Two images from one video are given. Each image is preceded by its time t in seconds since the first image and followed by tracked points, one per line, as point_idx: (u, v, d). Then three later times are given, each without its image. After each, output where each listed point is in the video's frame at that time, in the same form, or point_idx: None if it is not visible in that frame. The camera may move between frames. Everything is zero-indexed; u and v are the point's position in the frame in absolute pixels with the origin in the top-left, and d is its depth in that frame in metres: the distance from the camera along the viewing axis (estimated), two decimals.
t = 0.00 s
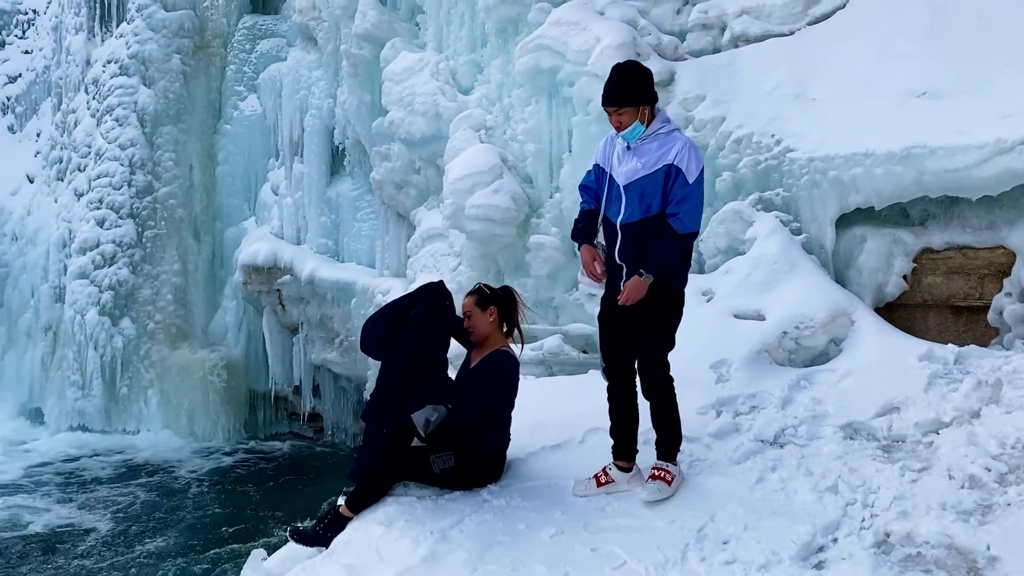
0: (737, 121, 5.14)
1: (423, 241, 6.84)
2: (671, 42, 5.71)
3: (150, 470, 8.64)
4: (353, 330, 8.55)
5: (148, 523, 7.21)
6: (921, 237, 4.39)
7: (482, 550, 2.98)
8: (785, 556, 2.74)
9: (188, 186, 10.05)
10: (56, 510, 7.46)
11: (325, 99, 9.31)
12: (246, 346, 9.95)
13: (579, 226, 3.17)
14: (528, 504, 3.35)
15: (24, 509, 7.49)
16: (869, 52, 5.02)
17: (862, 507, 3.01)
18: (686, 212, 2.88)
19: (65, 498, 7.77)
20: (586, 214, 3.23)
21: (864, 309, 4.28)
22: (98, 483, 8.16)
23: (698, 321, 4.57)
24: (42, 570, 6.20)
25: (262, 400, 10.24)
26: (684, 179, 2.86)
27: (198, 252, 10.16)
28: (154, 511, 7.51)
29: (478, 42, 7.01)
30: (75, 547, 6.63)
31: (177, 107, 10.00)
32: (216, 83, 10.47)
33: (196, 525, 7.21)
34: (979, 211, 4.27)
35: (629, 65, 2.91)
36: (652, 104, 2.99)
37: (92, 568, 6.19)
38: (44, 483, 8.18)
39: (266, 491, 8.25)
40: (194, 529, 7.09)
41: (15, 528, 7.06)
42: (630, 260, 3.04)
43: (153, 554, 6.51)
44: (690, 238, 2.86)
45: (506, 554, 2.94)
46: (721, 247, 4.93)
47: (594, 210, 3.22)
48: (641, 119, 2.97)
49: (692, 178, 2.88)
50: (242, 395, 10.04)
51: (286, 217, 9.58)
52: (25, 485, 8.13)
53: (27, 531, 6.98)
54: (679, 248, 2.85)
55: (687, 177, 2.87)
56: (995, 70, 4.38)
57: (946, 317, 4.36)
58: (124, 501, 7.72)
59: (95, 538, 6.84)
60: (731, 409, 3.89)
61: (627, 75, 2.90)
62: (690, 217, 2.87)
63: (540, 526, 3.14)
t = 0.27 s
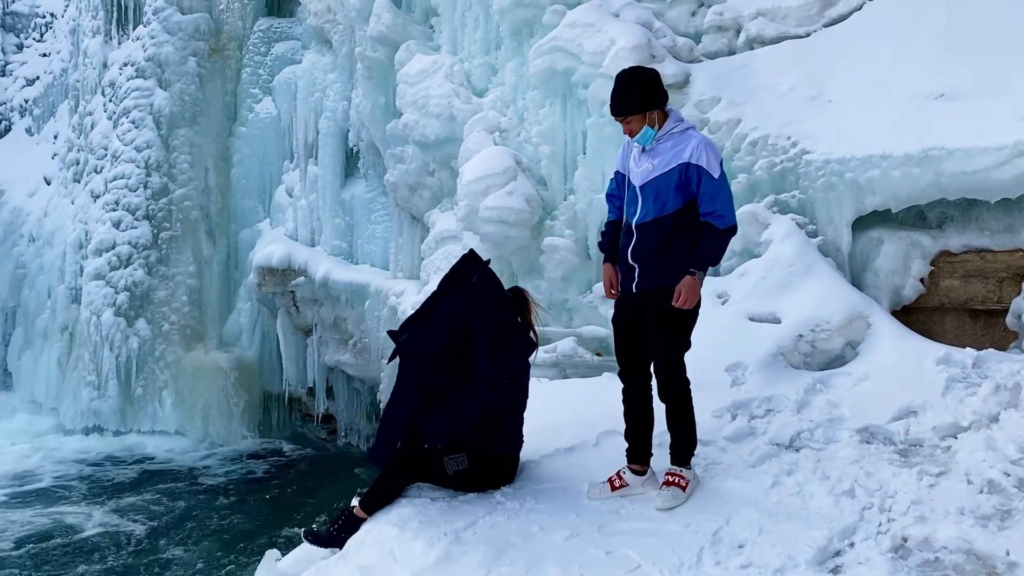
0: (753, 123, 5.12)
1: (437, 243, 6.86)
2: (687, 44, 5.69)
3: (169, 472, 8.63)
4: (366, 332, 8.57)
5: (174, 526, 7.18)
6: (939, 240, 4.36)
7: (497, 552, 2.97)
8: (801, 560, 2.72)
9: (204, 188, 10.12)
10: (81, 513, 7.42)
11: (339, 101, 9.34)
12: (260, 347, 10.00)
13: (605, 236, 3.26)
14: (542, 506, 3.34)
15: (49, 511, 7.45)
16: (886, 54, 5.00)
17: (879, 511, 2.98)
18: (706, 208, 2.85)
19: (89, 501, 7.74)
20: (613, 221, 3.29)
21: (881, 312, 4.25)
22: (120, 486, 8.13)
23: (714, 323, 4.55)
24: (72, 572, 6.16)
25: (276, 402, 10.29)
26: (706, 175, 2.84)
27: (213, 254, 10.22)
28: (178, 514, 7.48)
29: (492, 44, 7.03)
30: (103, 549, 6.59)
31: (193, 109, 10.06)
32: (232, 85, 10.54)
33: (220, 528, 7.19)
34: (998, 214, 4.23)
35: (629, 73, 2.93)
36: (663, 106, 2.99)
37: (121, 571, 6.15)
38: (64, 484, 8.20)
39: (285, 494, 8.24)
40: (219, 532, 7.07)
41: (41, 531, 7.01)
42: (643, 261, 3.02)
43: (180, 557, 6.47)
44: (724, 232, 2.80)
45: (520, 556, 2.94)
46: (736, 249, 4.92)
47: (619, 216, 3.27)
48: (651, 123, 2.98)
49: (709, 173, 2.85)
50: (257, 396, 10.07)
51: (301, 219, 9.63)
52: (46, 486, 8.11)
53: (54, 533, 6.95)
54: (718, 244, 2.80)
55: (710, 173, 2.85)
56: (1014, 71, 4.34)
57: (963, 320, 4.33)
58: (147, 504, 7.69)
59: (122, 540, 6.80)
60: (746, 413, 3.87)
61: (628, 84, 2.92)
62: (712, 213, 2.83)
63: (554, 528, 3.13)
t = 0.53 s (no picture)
0: (766, 125, 5.10)
1: (448, 245, 6.88)
2: (699, 46, 5.68)
3: (185, 474, 8.68)
4: (378, 334, 8.59)
5: (191, 529, 7.20)
6: (953, 242, 4.33)
7: (508, 554, 2.98)
8: (815, 564, 2.71)
9: (217, 191, 10.16)
10: (100, 516, 7.45)
11: (352, 104, 9.37)
12: (273, 349, 10.03)
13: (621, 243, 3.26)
14: (554, 509, 3.34)
15: (69, 514, 7.49)
16: (900, 56, 4.98)
17: (893, 515, 2.97)
18: (721, 208, 2.87)
19: (108, 503, 7.77)
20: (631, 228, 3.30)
21: (895, 315, 4.22)
22: (139, 489, 8.16)
23: (726, 326, 4.55)
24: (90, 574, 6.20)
25: (289, 402, 10.36)
26: (720, 177, 2.85)
27: (226, 256, 10.26)
28: (196, 518, 7.50)
29: (505, 47, 7.04)
30: (121, 552, 6.62)
31: (207, 112, 10.11)
32: (245, 88, 10.59)
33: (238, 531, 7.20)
34: (1014, 216, 4.20)
35: (629, 84, 2.93)
36: (668, 110, 2.99)
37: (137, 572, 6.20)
38: (80, 484, 8.27)
39: (301, 496, 8.26)
40: (236, 535, 7.09)
41: (61, 533, 7.06)
42: (654, 263, 3.00)
43: (198, 560, 6.50)
44: (745, 232, 2.85)
45: (532, 558, 2.94)
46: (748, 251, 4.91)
47: (636, 223, 3.28)
48: (654, 129, 2.99)
49: (721, 172, 2.85)
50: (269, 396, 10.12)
51: (313, 221, 9.66)
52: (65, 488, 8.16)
53: (73, 535, 6.99)
54: (738, 242, 2.86)
55: (723, 174, 2.85)
56: None
57: (978, 324, 4.33)
58: (166, 507, 7.71)
59: (140, 543, 6.82)
60: (759, 415, 3.86)
61: (628, 95, 2.92)
62: (728, 213, 2.85)
63: (566, 531, 3.13)
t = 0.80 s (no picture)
0: (776, 127, 5.10)
1: (458, 248, 6.91)
2: (708, 48, 5.67)
3: (199, 477, 8.68)
4: (389, 336, 8.63)
5: (207, 533, 7.20)
6: (965, 245, 4.32)
7: (518, 557, 2.99)
8: (825, 568, 2.71)
9: (229, 194, 10.22)
10: (117, 519, 7.47)
11: (362, 107, 9.41)
12: (284, 351, 10.15)
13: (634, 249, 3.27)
14: (563, 512, 3.35)
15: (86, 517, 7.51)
16: (910, 58, 4.96)
17: (904, 518, 2.97)
18: (729, 210, 2.86)
19: (124, 506, 7.79)
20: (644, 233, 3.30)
21: (905, 317, 4.21)
22: (156, 492, 8.17)
23: (736, 328, 4.54)
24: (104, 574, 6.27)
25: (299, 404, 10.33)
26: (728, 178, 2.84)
27: (237, 259, 10.31)
28: (211, 521, 7.50)
29: (514, 50, 7.05)
30: (137, 555, 6.62)
31: (218, 115, 10.16)
32: (256, 91, 10.64)
33: (253, 535, 7.19)
34: None
35: (633, 90, 2.95)
36: (675, 114, 3.01)
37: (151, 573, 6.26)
38: (94, 485, 8.35)
39: (315, 500, 8.25)
40: (251, 540, 7.08)
41: (75, 533, 7.13)
42: (665, 266, 3.03)
43: (212, 565, 6.49)
44: (754, 234, 2.85)
45: (542, 560, 2.95)
46: (758, 254, 4.90)
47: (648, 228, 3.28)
48: (663, 134, 3.00)
49: (728, 175, 2.85)
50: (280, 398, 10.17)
51: (324, 223, 9.70)
52: (80, 491, 8.19)
53: (90, 538, 7.00)
54: (747, 244, 2.86)
55: (731, 175, 2.85)
56: None
57: (990, 327, 4.29)
58: (180, 510, 7.74)
59: (158, 546, 6.83)
60: (769, 418, 3.85)
61: (632, 102, 2.94)
62: (736, 215, 2.85)
63: (575, 533, 3.14)
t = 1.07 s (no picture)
0: (784, 128, 5.09)
1: (466, 249, 6.92)
2: (716, 49, 5.66)
3: (210, 479, 8.71)
4: (397, 337, 8.65)
5: (217, 535, 7.22)
6: (974, 245, 4.30)
7: (526, 558, 3.00)
8: (834, 570, 2.71)
9: (238, 197, 10.26)
10: (127, 522, 7.49)
11: (371, 109, 9.43)
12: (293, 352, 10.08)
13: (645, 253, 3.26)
14: (572, 513, 3.36)
15: (97, 520, 7.55)
16: (920, 57, 4.94)
17: (914, 521, 2.96)
18: (743, 215, 2.85)
19: (135, 509, 7.81)
20: (655, 237, 3.29)
21: (915, 318, 4.20)
22: (167, 494, 8.23)
23: (745, 329, 4.54)
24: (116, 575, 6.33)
25: (308, 406, 10.36)
26: (741, 183, 2.84)
27: (246, 261, 10.35)
28: (221, 524, 7.51)
29: (522, 52, 7.06)
30: (147, 559, 6.64)
31: (227, 118, 10.21)
32: (265, 93, 10.68)
33: (263, 537, 7.20)
34: None
35: (643, 94, 2.95)
36: (687, 118, 3.00)
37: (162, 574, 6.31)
38: (105, 486, 8.42)
39: (325, 502, 8.25)
40: (261, 542, 7.11)
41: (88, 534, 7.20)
42: (677, 269, 3.04)
43: (221, 568, 6.50)
44: (764, 241, 2.83)
45: (550, 562, 2.96)
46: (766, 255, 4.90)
47: (660, 232, 3.27)
48: (677, 138, 3.00)
49: (740, 179, 2.84)
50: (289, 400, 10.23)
51: (332, 225, 9.72)
52: (92, 494, 8.24)
53: (100, 542, 7.03)
54: (758, 252, 2.85)
55: (744, 179, 2.84)
56: None
57: (1001, 328, 4.27)
58: (191, 511, 7.79)
59: (167, 550, 6.85)
60: (778, 420, 3.85)
61: (643, 107, 2.94)
62: (746, 221, 2.84)
63: (583, 535, 3.14)
